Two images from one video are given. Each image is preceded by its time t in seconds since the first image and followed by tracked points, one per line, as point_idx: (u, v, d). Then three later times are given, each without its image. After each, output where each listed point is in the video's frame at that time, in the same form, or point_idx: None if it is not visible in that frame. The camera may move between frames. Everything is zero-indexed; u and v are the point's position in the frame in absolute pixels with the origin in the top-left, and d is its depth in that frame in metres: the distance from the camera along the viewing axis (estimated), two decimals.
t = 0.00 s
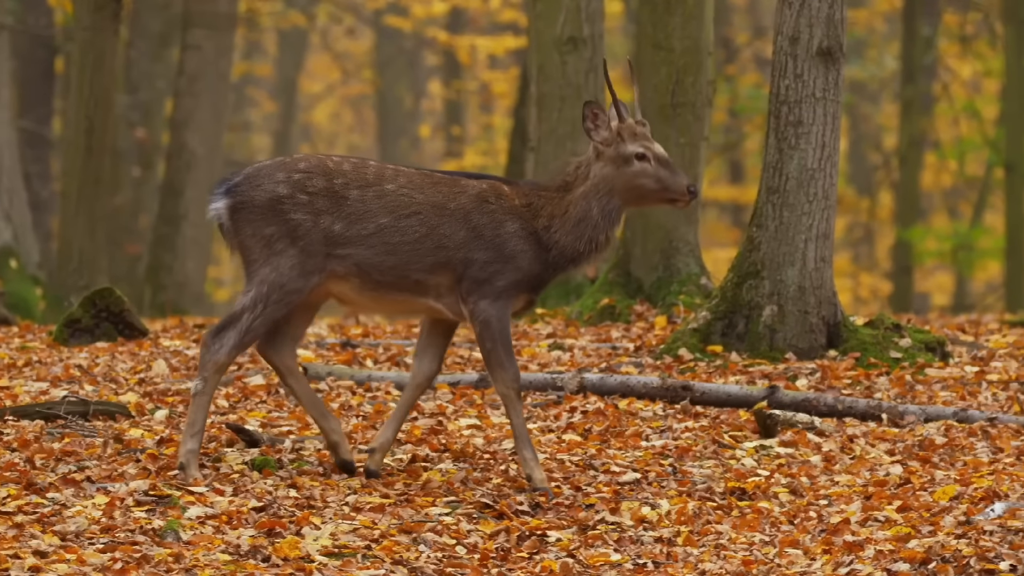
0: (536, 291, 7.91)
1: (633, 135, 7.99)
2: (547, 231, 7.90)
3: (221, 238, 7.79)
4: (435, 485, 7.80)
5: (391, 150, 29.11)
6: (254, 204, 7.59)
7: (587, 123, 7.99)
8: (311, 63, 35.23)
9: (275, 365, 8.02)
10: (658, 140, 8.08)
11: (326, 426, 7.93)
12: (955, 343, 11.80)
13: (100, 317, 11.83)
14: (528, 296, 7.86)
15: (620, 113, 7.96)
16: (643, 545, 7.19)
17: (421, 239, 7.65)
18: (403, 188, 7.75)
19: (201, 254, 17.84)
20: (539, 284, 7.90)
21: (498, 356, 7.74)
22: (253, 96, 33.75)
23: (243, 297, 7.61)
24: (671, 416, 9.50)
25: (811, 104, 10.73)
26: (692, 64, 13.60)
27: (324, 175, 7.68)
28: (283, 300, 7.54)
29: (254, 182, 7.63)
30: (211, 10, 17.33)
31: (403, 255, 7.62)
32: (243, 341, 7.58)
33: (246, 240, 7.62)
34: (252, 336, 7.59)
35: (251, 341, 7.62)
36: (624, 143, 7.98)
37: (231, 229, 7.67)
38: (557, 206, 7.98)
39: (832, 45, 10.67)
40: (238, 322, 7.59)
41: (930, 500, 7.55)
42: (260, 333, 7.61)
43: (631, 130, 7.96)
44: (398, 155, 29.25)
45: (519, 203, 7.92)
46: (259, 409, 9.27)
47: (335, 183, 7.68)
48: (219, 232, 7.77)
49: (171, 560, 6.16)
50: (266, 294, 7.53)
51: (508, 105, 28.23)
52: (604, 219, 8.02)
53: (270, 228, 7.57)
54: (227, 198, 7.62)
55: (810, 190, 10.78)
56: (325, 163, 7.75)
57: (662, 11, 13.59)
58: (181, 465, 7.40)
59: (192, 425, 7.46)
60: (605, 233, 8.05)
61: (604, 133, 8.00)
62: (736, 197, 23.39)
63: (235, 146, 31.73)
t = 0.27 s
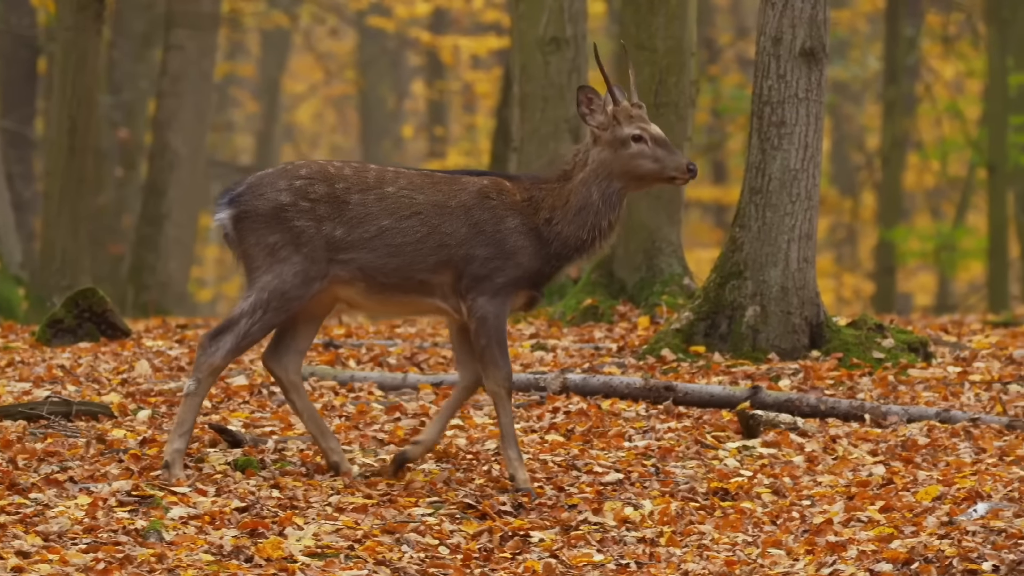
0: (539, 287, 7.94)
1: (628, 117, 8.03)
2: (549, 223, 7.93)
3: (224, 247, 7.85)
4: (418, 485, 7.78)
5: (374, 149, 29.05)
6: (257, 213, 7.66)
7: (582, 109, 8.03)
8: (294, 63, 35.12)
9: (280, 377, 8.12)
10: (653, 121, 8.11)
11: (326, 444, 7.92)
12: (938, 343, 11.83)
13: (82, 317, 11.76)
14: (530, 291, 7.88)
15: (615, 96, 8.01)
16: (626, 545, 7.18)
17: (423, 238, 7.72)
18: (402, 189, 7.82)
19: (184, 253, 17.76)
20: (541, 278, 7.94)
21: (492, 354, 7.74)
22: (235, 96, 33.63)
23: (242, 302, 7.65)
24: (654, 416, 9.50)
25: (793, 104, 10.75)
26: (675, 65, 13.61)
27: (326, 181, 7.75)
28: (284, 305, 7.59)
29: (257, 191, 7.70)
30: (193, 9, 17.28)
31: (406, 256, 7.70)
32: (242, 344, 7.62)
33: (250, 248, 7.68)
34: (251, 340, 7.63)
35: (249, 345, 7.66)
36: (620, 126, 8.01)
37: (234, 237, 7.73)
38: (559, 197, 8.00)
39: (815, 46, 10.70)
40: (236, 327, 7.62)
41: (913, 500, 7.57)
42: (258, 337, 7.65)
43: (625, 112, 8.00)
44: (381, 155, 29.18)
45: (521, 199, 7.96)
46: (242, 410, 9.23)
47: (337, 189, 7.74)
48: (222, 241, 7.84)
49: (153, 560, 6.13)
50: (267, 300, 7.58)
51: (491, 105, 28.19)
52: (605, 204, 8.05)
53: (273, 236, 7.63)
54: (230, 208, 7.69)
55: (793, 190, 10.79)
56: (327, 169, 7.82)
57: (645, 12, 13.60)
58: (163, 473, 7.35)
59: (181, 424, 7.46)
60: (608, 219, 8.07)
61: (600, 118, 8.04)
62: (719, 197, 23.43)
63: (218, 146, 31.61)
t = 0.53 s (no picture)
0: (540, 285, 7.92)
1: (627, 108, 8.04)
2: (551, 218, 7.95)
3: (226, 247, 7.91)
4: (403, 486, 7.76)
5: (359, 150, 28.99)
6: (260, 215, 7.73)
7: (581, 101, 8.06)
8: (279, 63, 35.02)
9: (272, 376, 8.14)
10: (653, 112, 8.11)
11: (313, 444, 7.91)
12: (923, 344, 11.86)
13: (67, 317, 11.70)
14: (530, 288, 7.86)
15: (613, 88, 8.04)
16: (612, 545, 7.18)
17: (423, 240, 7.76)
18: (403, 193, 7.86)
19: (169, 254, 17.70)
20: (543, 276, 7.92)
21: (486, 352, 7.73)
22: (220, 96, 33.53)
23: (240, 302, 7.71)
24: (638, 417, 9.50)
25: (778, 105, 10.77)
26: (660, 65, 13.63)
27: (328, 186, 7.80)
28: (281, 308, 7.65)
29: (261, 193, 7.76)
30: (178, 10, 17.23)
31: (406, 259, 7.75)
32: (238, 344, 7.66)
33: (251, 249, 7.74)
34: (247, 341, 7.68)
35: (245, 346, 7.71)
36: (618, 117, 8.02)
37: (236, 237, 7.79)
38: (560, 191, 8.02)
39: (800, 47, 10.71)
40: (232, 327, 7.66)
41: (897, 501, 7.59)
42: (254, 338, 7.70)
43: (623, 102, 8.02)
44: (366, 155, 29.11)
45: (521, 197, 7.97)
46: (226, 410, 9.19)
47: (339, 194, 7.80)
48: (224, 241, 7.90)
49: (138, 561, 6.11)
50: (264, 302, 7.64)
51: (476, 105, 28.17)
52: (607, 197, 8.06)
53: (274, 238, 7.69)
54: (234, 208, 7.75)
55: (778, 191, 10.80)
56: (330, 173, 7.87)
57: (630, 12, 13.66)
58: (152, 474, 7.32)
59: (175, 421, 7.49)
60: (610, 211, 8.08)
61: (599, 110, 8.06)
62: (704, 198, 23.46)
63: (203, 146, 31.50)
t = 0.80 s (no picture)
0: (538, 285, 7.89)
1: (624, 104, 8.01)
2: (550, 218, 7.93)
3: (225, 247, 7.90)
4: (386, 487, 7.74)
5: (342, 150, 28.92)
6: (260, 217, 7.72)
7: (577, 98, 8.02)
8: (262, 63, 34.93)
9: (262, 373, 8.12)
10: (649, 106, 8.06)
11: (298, 445, 7.89)
12: (906, 345, 11.90)
13: (50, 317, 11.64)
14: (526, 289, 7.85)
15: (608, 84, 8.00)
16: (594, 546, 7.17)
17: (420, 241, 7.75)
18: (402, 196, 7.85)
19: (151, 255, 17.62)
20: (540, 275, 7.89)
21: (477, 352, 7.74)
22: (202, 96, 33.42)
23: (237, 303, 7.70)
24: (621, 418, 9.50)
25: (761, 106, 10.79)
26: (643, 65, 13.64)
27: (329, 190, 7.80)
28: (276, 311, 7.65)
29: (261, 195, 7.76)
30: (161, 11, 17.08)
31: (404, 261, 7.74)
32: (234, 346, 7.65)
33: (250, 251, 7.73)
34: (243, 343, 7.67)
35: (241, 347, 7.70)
36: (614, 113, 7.99)
37: (235, 238, 7.78)
38: (560, 190, 8.02)
39: (782, 47, 10.74)
40: (229, 329, 7.65)
41: (880, 501, 7.61)
42: (250, 340, 7.70)
43: (619, 98, 7.98)
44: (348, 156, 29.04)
45: (519, 197, 7.95)
46: (209, 411, 9.15)
47: (339, 198, 7.79)
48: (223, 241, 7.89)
49: (121, 561, 6.09)
50: (262, 304, 7.63)
51: (459, 106, 28.15)
52: (605, 193, 8.04)
53: (274, 240, 7.67)
54: (235, 209, 7.74)
55: (760, 192, 10.82)
56: (331, 177, 7.86)
57: (613, 14, 13.71)
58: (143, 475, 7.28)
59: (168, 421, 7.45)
60: (609, 207, 8.06)
61: (595, 106, 8.03)
62: (686, 198, 23.50)
63: (185, 146, 31.35)
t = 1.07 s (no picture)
0: (531, 285, 7.87)
1: (611, 104, 7.98)
2: (544, 219, 7.91)
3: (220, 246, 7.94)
4: (369, 487, 7.72)
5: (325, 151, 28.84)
6: (256, 216, 7.76)
7: (566, 98, 8.02)
8: (245, 63, 34.82)
9: (250, 370, 8.10)
10: (638, 106, 8.01)
11: (283, 444, 7.87)
12: (889, 345, 11.94)
13: (34, 318, 11.58)
14: (519, 289, 7.85)
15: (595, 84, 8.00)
16: (578, 547, 7.17)
17: (415, 240, 7.76)
18: (397, 197, 7.87)
19: (135, 255, 17.55)
20: (534, 276, 7.87)
21: (466, 352, 7.75)
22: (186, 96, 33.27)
23: (231, 302, 7.74)
24: (605, 418, 9.51)
25: (745, 106, 10.81)
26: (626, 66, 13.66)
27: (325, 191, 7.83)
28: (270, 311, 7.68)
29: (257, 195, 7.80)
30: (144, 11, 17.11)
31: (399, 260, 7.75)
32: (227, 345, 7.69)
33: (245, 250, 7.77)
34: (236, 342, 7.71)
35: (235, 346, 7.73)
36: (602, 113, 7.98)
37: (231, 236, 7.82)
38: (553, 191, 8.00)
39: (766, 48, 10.76)
40: (223, 328, 7.69)
41: (863, 502, 7.63)
42: (244, 339, 7.73)
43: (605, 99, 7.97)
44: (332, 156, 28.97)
45: (514, 198, 7.94)
46: (192, 411, 9.12)
47: (336, 198, 7.82)
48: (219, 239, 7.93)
49: (105, 562, 6.06)
50: (255, 303, 7.66)
51: (442, 107, 28.13)
52: (598, 193, 8.02)
53: (269, 239, 7.71)
54: (231, 208, 7.79)
55: (744, 192, 10.85)
56: (327, 177, 7.89)
57: (596, 14, 13.73)
58: (133, 474, 7.28)
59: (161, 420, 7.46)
60: (603, 206, 8.04)
61: (584, 106, 8.03)
62: (670, 199, 23.54)
63: (169, 147, 31.18)
